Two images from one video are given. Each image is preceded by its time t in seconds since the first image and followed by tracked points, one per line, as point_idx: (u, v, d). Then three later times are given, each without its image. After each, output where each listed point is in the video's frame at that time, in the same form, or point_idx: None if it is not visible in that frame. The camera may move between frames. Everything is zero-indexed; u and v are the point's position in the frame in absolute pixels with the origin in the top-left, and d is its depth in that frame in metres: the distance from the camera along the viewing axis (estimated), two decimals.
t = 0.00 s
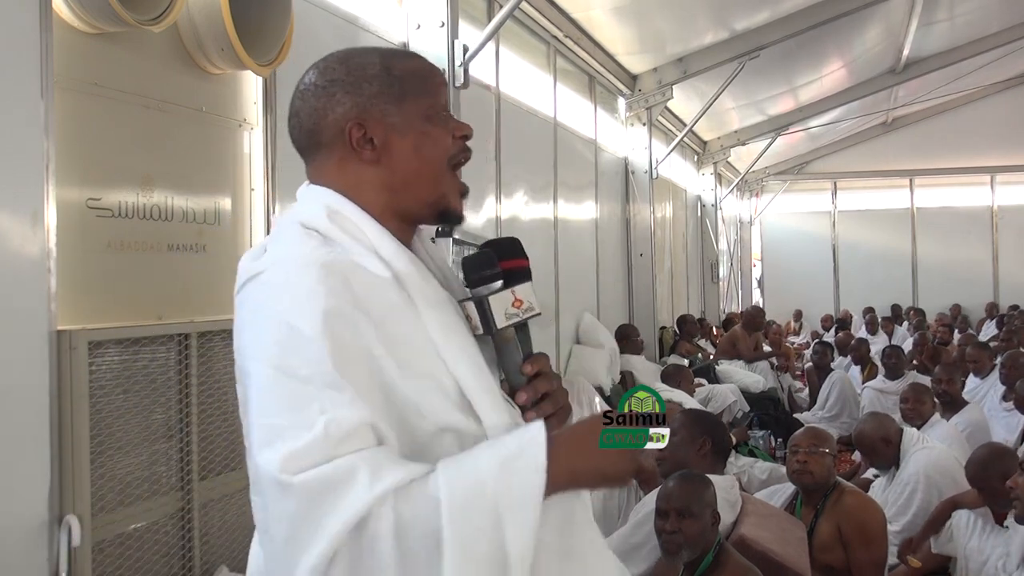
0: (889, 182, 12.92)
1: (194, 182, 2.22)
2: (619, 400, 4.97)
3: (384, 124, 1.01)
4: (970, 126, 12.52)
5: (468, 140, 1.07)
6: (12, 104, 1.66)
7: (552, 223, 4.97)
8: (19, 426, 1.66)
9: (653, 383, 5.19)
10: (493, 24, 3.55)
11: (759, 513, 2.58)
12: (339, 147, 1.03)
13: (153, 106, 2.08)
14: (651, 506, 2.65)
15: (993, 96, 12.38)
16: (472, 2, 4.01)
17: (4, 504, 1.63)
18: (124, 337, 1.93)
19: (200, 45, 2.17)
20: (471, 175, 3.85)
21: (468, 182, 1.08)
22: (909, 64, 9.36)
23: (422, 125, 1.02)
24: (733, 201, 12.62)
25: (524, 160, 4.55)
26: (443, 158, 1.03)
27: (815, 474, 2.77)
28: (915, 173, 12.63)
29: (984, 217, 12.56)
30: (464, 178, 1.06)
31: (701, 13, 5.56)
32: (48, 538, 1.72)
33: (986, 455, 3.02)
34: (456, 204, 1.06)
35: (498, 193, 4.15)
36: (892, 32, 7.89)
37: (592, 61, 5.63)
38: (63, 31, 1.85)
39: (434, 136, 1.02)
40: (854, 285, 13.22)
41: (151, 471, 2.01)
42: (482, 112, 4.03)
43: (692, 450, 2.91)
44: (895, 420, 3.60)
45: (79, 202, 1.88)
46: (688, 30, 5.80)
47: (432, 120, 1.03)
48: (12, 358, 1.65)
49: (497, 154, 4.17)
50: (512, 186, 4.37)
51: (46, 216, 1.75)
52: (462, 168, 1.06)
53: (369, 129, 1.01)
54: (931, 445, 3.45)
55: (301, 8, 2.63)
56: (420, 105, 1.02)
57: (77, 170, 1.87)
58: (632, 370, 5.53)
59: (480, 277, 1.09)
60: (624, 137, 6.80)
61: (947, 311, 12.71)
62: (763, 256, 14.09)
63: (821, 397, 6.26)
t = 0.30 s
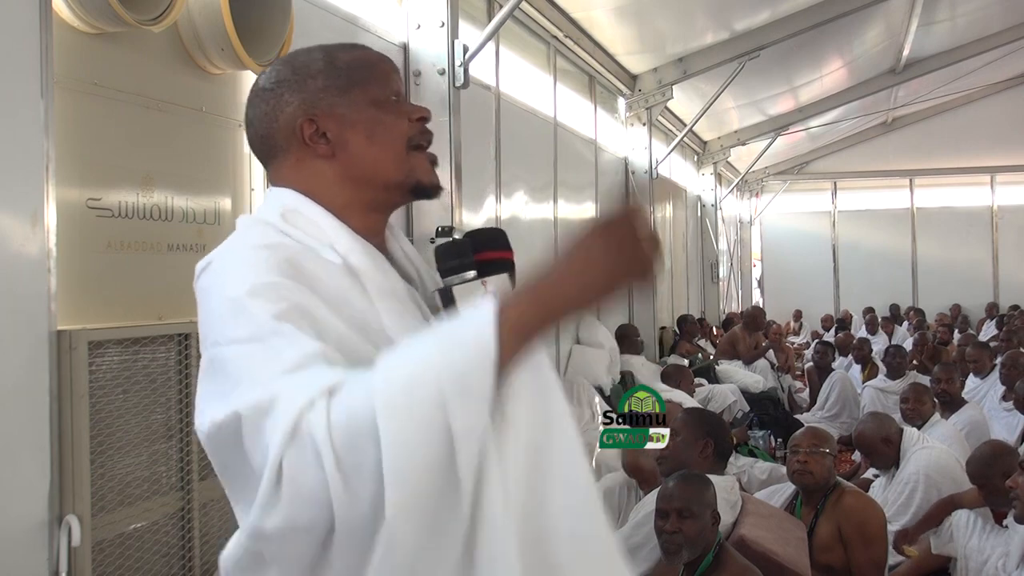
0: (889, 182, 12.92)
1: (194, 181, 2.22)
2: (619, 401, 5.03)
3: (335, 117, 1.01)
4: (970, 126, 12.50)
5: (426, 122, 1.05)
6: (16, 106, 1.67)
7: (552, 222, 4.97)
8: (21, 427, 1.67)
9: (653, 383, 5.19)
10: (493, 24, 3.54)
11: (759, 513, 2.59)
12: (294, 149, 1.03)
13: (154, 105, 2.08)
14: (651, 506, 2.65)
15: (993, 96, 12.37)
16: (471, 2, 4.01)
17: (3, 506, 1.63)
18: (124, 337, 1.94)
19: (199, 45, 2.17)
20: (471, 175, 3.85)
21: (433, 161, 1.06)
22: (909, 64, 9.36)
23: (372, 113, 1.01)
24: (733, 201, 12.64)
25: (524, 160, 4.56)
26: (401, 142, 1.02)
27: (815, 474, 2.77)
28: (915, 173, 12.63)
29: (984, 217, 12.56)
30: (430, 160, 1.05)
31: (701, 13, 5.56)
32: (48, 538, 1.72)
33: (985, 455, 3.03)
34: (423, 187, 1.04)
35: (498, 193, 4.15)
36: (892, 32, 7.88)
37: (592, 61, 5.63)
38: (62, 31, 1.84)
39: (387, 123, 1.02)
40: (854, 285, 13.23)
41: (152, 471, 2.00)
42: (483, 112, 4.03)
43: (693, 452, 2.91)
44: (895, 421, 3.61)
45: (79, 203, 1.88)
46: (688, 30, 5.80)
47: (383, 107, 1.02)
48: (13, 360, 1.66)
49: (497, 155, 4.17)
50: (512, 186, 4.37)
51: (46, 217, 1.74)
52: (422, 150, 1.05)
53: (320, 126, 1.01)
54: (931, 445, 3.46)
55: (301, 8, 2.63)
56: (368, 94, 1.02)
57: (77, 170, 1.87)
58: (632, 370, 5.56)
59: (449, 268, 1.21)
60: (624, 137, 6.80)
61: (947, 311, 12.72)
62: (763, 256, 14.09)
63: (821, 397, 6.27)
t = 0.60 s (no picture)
0: (889, 182, 12.93)
1: (194, 180, 2.22)
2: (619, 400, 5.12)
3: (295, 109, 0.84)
4: (970, 126, 12.49)
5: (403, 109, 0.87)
6: (17, 106, 1.67)
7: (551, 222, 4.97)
8: (23, 427, 1.68)
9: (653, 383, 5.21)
10: (493, 24, 3.54)
11: (759, 513, 2.59)
12: (259, 150, 0.87)
13: (153, 105, 2.08)
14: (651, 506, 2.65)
15: (993, 96, 12.36)
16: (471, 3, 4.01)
17: (3, 507, 1.63)
18: (125, 338, 1.94)
19: (199, 46, 2.17)
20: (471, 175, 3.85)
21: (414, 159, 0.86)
22: (909, 64, 9.35)
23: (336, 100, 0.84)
24: (733, 201, 12.66)
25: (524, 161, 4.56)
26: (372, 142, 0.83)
27: (815, 474, 2.77)
28: (915, 173, 12.63)
29: (985, 217, 12.56)
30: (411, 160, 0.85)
31: (701, 14, 5.56)
32: (48, 538, 1.72)
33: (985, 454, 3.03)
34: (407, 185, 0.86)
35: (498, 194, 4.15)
36: (892, 32, 7.88)
37: (592, 61, 5.63)
38: (62, 31, 1.84)
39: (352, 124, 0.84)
40: (853, 285, 13.24)
41: (151, 471, 2.00)
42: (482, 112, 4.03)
43: (696, 452, 2.91)
44: (895, 421, 3.62)
45: (79, 204, 1.88)
46: (688, 30, 5.80)
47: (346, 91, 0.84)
48: (13, 359, 1.66)
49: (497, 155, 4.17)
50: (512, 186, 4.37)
51: (46, 217, 1.75)
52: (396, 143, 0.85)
53: (282, 121, 0.85)
54: (931, 445, 3.46)
55: (301, 9, 2.64)
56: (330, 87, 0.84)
57: (77, 171, 1.87)
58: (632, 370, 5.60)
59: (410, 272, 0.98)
60: (625, 137, 6.80)
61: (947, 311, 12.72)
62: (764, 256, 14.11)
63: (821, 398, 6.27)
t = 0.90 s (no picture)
0: (889, 182, 12.93)
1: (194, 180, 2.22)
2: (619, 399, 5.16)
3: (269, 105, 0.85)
4: (970, 126, 12.48)
5: (384, 104, 0.86)
6: (17, 106, 1.67)
7: (552, 222, 4.97)
8: (23, 427, 1.68)
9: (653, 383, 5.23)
10: (493, 24, 3.54)
11: (759, 512, 2.59)
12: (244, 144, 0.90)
13: (153, 105, 2.08)
14: (650, 505, 2.65)
15: (993, 96, 12.36)
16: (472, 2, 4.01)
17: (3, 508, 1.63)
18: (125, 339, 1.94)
19: (199, 45, 2.17)
20: (471, 176, 3.86)
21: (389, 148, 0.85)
22: (909, 64, 9.35)
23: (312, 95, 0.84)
24: (733, 201, 12.66)
25: (524, 160, 4.56)
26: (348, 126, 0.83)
27: (814, 474, 2.77)
28: (915, 173, 12.63)
29: (985, 217, 12.56)
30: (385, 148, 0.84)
31: (701, 14, 5.56)
32: (48, 539, 1.72)
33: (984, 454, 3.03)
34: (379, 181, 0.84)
35: (498, 194, 4.15)
36: (892, 32, 7.88)
37: (592, 61, 5.63)
38: (62, 31, 1.84)
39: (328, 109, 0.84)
40: (853, 285, 13.25)
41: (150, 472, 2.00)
42: (483, 112, 4.03)
43: (697, 452, 2.92)
44: (895, 421, 3.63)
45: (79, 203, 1.88)
46: (688, 30, 5.80)
47: (322, 88, 0.84)
48: (12, 359, 1.66)
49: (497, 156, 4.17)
50: (512, 186, 4.37)
51: (45, 217, 1.75)
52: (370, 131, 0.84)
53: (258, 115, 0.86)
54: (931, 445, 3.46)
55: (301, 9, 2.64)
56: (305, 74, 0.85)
57: (77, 171, 1.87)
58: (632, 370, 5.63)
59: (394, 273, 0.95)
60: (625, 137, 6.80)
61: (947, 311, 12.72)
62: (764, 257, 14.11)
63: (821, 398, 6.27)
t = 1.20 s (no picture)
0: (889, 182, 12.93)
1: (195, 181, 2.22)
2: (619, 399, 5.17)
3: (302, 99, 0.93)
4: (971, 126, 12.47)
5: (411, 104, 0.94)
6: (16, 106, 1.67)
7: (552, 222, 4.97)
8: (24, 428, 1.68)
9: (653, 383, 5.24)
10: (494, 24, 3.53)
11: (759, 512, 2.58)
12: (266, 138, 0.96)
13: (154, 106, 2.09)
14: (650, 506, 2.66)
15: (993, 96, 12.35)
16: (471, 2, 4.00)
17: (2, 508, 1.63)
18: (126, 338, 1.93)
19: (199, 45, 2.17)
20: (471, 176, 3.86)
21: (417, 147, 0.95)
22: (909, 64, 9.35)
23: (342, 92, 0.92)
24: (733, 201, 12.66)
25: (524, 160, 4.56)
26: (374, 124, 0.92)
27: (814, 474, 2.77)
28: (915, 173, 12.63)
29: (985, 217, 12.57)
30: (411, 146, 0.94)
31: (701, 14, 5.56)
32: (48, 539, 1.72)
33: (983, 454, 3.03)
34: (399, 182, 0.93)
35: (498, 194, 4.15)
36: (892, 32, 7.88)
37: (592, 61, 5.63)
38: (62, 30, 1.84)
39: (355, 105, 0.92)
40: (854, 285, 13.25)
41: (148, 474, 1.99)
42: (483, 112, 4.04)
43: (697, 452, 2.92)
44: (894, 422, 3.62)
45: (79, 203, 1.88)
46: (688, 30, 5.81)
47: (348, 82, 0.93)
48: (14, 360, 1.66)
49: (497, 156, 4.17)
50: (512, 186, 4.37)
51: (46, 217, 1.74)
52: (397, 132, 0.93)
53: (290, 110, 0.94)
54: (931, 446, 3.46)
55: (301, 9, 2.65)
56: (333, 70, 0.93)
57: (77, 171, 1.87)
58: (631, 370, 5.65)
59: (409, 292, 0.96)
60: (625, 138, 6.80)
61: (947, 311, 12.73)
62: (764, 257, 14.09)
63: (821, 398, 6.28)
